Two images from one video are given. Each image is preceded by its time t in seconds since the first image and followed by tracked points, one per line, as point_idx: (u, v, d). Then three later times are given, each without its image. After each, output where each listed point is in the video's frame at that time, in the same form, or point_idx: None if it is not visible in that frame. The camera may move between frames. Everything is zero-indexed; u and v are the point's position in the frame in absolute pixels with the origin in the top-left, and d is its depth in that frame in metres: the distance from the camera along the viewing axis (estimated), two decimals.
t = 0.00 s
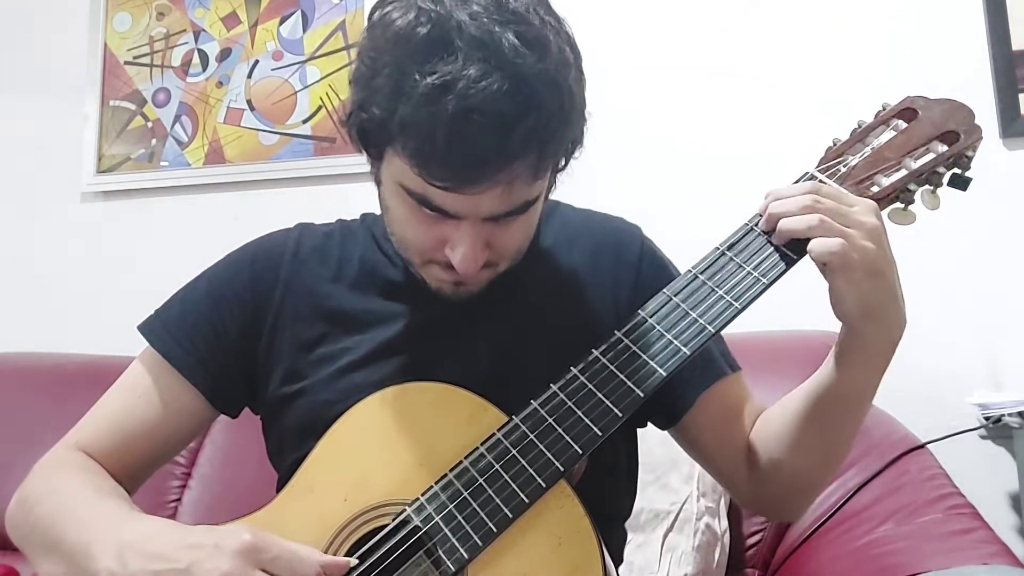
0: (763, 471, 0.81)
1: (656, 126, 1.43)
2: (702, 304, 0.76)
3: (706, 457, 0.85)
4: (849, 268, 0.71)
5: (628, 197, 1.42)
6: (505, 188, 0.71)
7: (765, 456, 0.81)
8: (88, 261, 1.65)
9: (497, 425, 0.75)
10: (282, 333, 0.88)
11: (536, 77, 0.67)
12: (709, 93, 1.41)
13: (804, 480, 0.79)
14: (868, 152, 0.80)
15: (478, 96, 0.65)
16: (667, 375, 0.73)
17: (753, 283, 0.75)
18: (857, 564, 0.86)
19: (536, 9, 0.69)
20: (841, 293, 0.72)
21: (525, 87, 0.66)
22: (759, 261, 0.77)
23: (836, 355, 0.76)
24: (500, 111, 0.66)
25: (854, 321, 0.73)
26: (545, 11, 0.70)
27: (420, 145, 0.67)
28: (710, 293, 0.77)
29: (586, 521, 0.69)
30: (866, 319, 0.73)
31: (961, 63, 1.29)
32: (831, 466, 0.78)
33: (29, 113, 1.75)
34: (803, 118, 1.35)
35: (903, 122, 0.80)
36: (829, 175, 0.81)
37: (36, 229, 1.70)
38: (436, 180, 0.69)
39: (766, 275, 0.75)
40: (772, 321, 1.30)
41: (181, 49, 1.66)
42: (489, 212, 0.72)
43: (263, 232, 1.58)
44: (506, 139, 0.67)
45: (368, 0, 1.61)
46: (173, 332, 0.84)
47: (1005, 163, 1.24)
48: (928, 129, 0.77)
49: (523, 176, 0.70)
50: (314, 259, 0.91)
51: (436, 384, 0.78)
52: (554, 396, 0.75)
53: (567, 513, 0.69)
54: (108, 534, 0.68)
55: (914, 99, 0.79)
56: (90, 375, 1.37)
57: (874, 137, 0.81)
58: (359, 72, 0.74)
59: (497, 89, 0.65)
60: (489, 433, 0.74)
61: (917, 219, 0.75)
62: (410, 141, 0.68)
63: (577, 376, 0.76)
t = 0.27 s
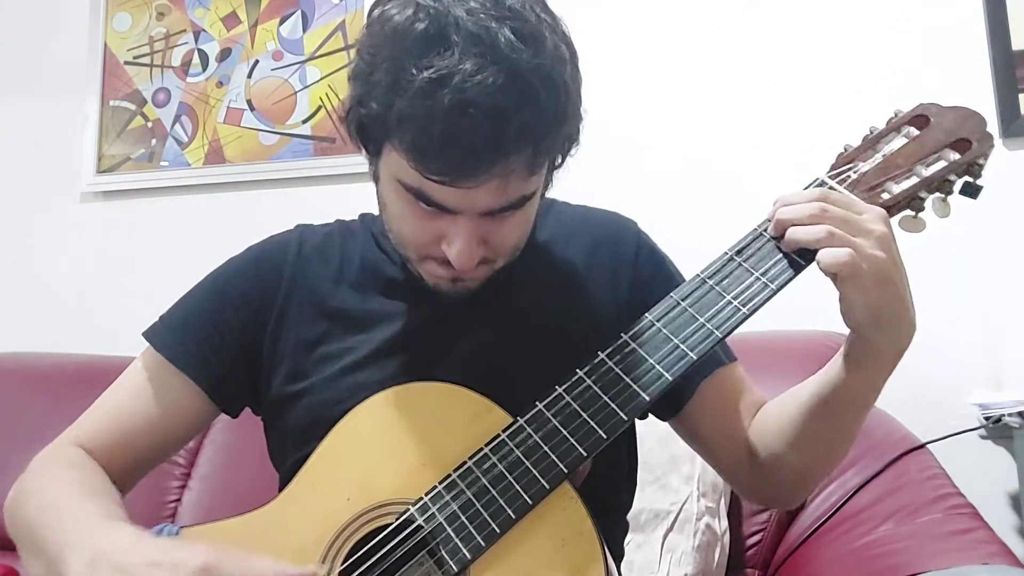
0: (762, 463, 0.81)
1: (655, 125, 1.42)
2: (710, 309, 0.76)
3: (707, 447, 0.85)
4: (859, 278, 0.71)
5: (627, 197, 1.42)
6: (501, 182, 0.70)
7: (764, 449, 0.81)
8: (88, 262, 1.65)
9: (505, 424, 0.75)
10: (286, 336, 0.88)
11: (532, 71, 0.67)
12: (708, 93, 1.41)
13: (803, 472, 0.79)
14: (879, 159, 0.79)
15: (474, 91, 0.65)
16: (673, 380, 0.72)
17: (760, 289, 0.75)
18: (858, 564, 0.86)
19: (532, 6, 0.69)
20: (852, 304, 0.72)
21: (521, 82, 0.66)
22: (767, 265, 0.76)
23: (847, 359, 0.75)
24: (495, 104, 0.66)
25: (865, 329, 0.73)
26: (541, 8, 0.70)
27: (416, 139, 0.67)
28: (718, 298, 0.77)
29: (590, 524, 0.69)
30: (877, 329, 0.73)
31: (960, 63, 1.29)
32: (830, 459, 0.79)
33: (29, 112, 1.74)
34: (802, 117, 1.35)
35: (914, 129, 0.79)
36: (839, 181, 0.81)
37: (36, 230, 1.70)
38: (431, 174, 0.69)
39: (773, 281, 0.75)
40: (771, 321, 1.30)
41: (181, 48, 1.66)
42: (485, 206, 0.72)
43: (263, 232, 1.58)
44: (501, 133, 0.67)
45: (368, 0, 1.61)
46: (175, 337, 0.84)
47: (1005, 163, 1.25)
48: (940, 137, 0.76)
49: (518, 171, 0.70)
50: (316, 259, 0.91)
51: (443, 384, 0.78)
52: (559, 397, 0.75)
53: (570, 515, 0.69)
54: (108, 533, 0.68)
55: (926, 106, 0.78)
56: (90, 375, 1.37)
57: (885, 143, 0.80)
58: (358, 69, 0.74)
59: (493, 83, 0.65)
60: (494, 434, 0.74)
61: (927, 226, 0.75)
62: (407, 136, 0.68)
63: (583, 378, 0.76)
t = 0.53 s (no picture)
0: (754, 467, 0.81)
1: (654, 125, 1.42)
2: (709, 308, 0.76)
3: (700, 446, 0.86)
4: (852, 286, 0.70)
5: (626, 197, 1.41)
6: (495, 183, 0.70)
7: (755, 454, 0.81)
8: (88, 262, 1.65)
9: (504, 424, 0.74)
10: (280, 343, 0.89)
11: (525, 73, 0.67)
12: (706, 93, 1.40)
13: (795, 472, 0.79)
14: (881, 158, 0.79)
15: (467, 94, 0.65)
16: (672, 380, 0.72)
17: (760, 288, 0.74)
18: (858, 564, 0.86)
19: (525, 7, 0.69)
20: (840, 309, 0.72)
21: (514, 83, 0.66)
22: (768, 263, 0.76)
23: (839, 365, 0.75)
24: (488, 106, 0.66)
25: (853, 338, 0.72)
26: (534, 10, 0.70)
27: (409, 141, 0.67)
28: (718, 297, 0.76)
29: (589, 524, 0.69)
30: (866, 335, 0.72)
31: (960, 62, 1.29)
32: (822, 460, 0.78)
33: (29, 112, 1.75)
34: (801, 117, 1.35)
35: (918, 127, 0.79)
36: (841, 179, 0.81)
37: (36, 230, 1.70)
38: (425, 176, 0.69)
39: (774, 280, 0.74)
40: (771, 320, 1.30)
41: (181, 49, 1.66)
42: (479, 207, 0.72)
43: (263, 232, 1.58)
44: (494, 134, 0.67)
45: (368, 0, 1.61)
46: (167, 348, 0.84)
47: (1005, 163, 1.24)
48: (944, 135, 0.76)
49: (512, 171, 0.70)
50: (309, 265, 0.92)
51: (442, 383, 0.78)
52: (559, 396, 0.75)
53: (569, 516, 0.69)
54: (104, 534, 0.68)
55: (930, 103, 0.78)
56: (90, 375, 1.37)
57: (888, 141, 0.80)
58: (352, 70, 0.74)
59: (485, 84, 0.65)
60: (493, 433, 0.74)
61: (930, 225, 0.75)
62: (401, 138, 0.68)
63: (583, 377, 0.76)
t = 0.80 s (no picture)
0: (742, 478, 0.81)
1: (653, 125, 1.42)
2: (708, 305, 0.75)
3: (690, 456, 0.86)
4: (839, 287, 0.70)
5: (626, 197, 1.41)
6: (489, 179, 0.70)
7: (744, 463, 0.81)
8: (88, 262, 1.65)
9: (502, 424, 0.74)
10: (275, 341, 0.89)
11: (519, 68, 0.67)
12: (706, 92, 1.40)
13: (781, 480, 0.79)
14: (881, 152, 0.78)
15: (461, 88, 0.65)
16: (671, 378, 0.72)
17: (759, 284, 0.74)
18: (858, 564, 0.86)
19: (518, 3, 0.70)
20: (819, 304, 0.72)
21: (508, 78, 0.66)
22: (767, 259, 0.76)
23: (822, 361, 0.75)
24: (482, 100, 0.66)
25: (830, 333, 0.73)
26: (528, 6, 0.71)
27: (404, 136, 0.67)
28: (717, 295, 0.76)
29: (587, 524, 0.68)
30: (842, 334, 0.72)
31: (960, 62, 1.29)
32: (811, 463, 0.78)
33: (29, 112, 1.75)
34: (801, 116, 1.35)
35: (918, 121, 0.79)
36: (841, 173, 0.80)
37: (36, 230, 1.70)
38: (420, 171, 0.69)
39: (772, 276, 0.74)
40: (770, 320, 1.30)
41: (181, 49, 1.66)
42: (474, 204, 0.72)
43: (263, 232, 1.58)
44: (489, 130, 0.67)
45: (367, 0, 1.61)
46: (164, 347, 0.85)
47: (1005, 163, 1.24)
48: (945, 128, 0.76)
49: (507, 167, 0.70)
50: (303, 263, 0.92)
51: (440, 382, 0.78)
52: (556, 396, 0.75)
53: (567, 515, 0.69)
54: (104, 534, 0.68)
55: (931, 97, 0.78)
56: (90, 375, 1.37)
57: (887, 135, 0.80)
58: (348, 68, 0.74)
59: (479, 79, 0.65)
60: (491, 432, 0.74)
61: (930, 220, 0.75)
62: (396, 134, 0.68)
63: (580, 376, 0.76)
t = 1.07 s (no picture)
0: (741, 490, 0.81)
1: (653, 126, 1.42)
2: (708, 303, 0.75)
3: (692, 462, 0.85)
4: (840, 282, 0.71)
5: (626, 197, 1.41)
6: (496, 178, 0.70)
7: (745, 475, 0.81)
8: (87, 262, 1.65)
9: (502, 423, 0.74)
10: (276, 339, 0.89)
11: (529, 67, 0.67)
12: (706, 93, 1.41)
13: (781, 494, 0.79)
14: (882, 149, 0.79)
15: (473, 86, 0.65)
16: (671, 377, 0.72)
17: (759, 282, 0.74)
18: (858, 564, 0.86)
19: (529, 2, 0.70)
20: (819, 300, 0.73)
21: (517, 77, 0.66)
22: (767, 258, 0.76)
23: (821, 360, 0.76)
24: (492, 99, 0.66)
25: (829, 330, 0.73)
26: (539, 6, 0.71)
27: (411, 133, 0.67)
28: (717, 292, 0.76)
29: (588, 524, 0.68)
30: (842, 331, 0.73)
31: (960, 62, 1.29)
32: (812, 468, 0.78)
33: (28, 112, 1.75)
34: (801, 117, 1.35)
35: (919, 117, 0.79)
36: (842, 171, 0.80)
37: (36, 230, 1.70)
38: (426, 169, 0.69)
39: (772, 274, 0.74)
40: (770, 320, 1.30)
41: (181, 49, 1.66)
42: (480, 203, 0.72)
43: (263, 232, 1.58)
44: (497, 129, 0.67)
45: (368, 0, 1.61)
46: (166, 342, 0.85)
47: (1005, 163, 1.24)
48: (946, 125, 0.76)
49: (513, 167, 0.70)
50: (307, 261, 0.92)
51: (441, 381, 0.78)
52: (557, 395, 0.75)
53: (569, 514, 0.69)
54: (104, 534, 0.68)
55: (931, 93, 0.78)
56: (90, 375, 1.37)
57: (888, 132, 0.80)
58: (355, 64, 0.74)
59: (490, 77, 0.65)
60: (491, 432, 0.74)
61: (931, 217, 0.75)
62: (404, 130, 0.68)
63: (581, 375, 0.76)
